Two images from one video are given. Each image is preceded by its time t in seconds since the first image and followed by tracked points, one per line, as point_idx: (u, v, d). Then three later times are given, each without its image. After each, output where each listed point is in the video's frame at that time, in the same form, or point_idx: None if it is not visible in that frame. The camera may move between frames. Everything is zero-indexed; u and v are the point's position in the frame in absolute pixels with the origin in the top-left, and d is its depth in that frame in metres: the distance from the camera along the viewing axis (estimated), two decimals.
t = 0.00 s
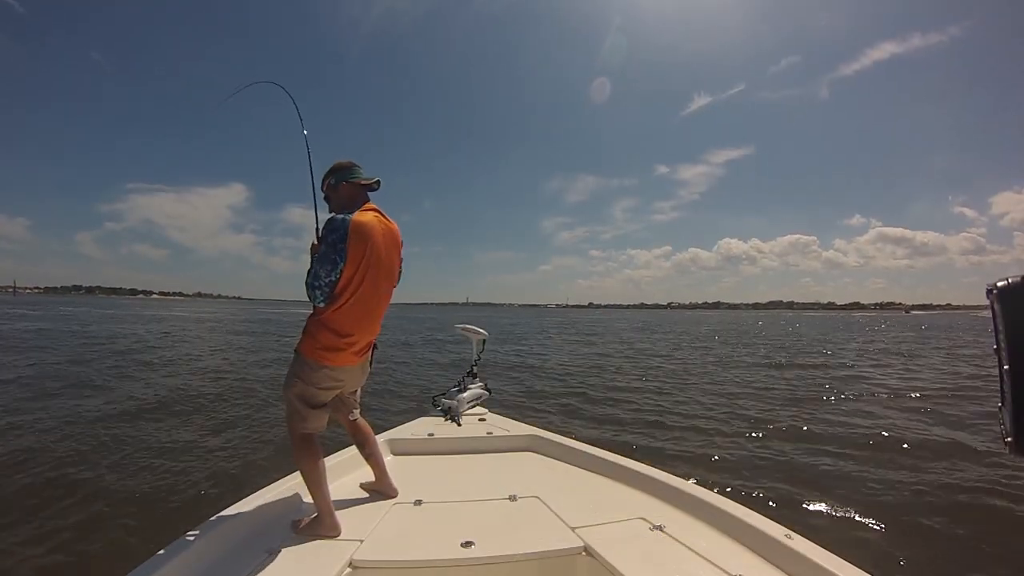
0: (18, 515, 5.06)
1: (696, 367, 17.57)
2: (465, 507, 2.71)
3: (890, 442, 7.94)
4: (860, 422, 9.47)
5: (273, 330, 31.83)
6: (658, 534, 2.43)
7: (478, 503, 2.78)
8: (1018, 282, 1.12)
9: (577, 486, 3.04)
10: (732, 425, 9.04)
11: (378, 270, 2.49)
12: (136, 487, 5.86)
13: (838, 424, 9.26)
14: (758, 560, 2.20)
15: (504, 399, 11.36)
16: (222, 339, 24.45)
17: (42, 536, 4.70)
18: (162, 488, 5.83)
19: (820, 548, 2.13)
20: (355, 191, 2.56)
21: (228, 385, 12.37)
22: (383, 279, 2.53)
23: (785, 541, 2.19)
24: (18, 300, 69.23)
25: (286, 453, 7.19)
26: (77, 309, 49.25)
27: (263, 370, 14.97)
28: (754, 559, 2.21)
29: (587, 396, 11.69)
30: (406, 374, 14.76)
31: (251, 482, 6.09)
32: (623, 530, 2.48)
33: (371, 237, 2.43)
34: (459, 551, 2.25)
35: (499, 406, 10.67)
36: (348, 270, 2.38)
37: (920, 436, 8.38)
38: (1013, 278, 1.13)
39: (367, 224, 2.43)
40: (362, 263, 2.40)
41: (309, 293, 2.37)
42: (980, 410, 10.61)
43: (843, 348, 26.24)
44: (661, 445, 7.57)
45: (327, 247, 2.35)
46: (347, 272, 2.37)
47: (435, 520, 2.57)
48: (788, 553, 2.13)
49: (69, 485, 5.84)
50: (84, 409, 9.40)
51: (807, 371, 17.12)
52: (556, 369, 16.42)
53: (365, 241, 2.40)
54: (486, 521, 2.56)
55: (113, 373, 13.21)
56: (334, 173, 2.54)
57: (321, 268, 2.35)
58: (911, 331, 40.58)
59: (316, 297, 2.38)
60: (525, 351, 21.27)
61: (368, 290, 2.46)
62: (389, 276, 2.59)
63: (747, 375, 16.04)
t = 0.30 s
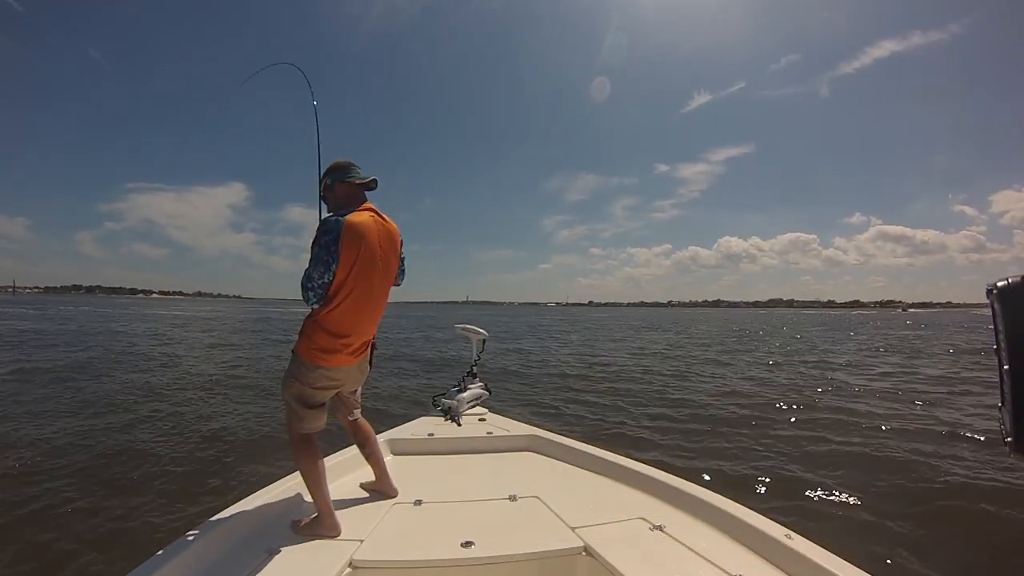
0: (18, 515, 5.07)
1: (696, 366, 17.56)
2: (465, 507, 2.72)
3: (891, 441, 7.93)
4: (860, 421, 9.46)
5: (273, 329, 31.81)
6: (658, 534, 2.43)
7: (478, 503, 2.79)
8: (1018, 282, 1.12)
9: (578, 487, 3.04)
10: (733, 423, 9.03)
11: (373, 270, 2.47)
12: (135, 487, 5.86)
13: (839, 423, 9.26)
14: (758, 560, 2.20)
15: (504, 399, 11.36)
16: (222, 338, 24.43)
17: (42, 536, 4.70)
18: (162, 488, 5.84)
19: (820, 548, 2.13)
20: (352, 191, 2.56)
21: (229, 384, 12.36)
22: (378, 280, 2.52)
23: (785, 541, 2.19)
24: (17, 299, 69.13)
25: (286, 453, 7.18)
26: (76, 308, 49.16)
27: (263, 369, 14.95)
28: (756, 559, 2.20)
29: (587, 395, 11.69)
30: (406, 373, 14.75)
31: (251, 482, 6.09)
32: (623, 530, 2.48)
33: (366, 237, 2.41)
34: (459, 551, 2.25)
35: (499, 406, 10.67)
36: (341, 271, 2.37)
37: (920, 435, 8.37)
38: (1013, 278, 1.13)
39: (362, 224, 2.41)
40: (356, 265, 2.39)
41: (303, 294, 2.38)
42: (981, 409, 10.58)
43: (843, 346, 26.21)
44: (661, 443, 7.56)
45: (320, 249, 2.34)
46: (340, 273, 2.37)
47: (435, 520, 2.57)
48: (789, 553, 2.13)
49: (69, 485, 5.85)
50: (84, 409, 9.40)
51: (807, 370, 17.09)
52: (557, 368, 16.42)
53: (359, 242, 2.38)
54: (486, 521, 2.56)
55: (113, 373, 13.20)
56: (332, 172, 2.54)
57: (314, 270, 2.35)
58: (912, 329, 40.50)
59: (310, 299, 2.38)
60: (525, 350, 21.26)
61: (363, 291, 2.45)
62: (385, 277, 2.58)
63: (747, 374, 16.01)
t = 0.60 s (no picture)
0: (19, 515, 5.08)
1: (697, 367, 17.55)
2: (465, 507, 2.72)
3: (890, 442, 7.93)
4: (861, 422, 9.45)
5: (274, 330, 31.80)
6: (658, 534, 2.44)
7: (478, 503, 2.79)
8: (1017, 282, 1.12)
9: (577, 487, 3.04)
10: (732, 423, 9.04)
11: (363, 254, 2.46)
12: (137, 487, 5.89)
13: (840, 424, 9.24)
14: (759, 560, 2.20)
15: (504, 399, 11.35)
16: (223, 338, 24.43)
17: (45, 535, 4.73)
18: (163, 488, 5.85)
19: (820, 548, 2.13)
20: (341, 182, 2.57)
21: (229, 384, 12.36)
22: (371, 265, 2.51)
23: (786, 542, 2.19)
24: (17, 299, 69.19)
25: (287, 453, 7.19)
26: (76, 309, 49.21)
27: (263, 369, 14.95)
28: (755, 560, 2.20)
29: (588, 395, 11.70)
30: (406, 374, 14.75)
31: (252, 482, 6.10)
32: (622, 529, 2.49)
33: (349, 221, 2.41)
34: (459, 551, 2.25)
35: (499, 406, 10.68)
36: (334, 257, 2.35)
37: (921, 436, 8.37)
38: (1013, 278, 1.13)
39: (344, 208, 2.42)
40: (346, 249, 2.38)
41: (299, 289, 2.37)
42: (981, 410, 10.58)
43: (844, 348, 26.18)
44: (661, 443, 7.57)
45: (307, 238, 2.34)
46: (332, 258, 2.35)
47: (436, 520, 2.57)
48: (790, 554, 2.12)
49: (70, 485, 5.86)
50: (86, 409, 9.43)
51: (808, 371, 17.08)
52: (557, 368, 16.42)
53: (346, 224, 2.38)
54: (486, 521, 2.56)
55: (114, 373, 13.20)
56: (322, 164, 2.54)
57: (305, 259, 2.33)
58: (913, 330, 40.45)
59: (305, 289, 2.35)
60: (526, 351, 21.26)
61: (358, 277, 2.43)
62: (378, 261, 2.57)
63: (748, 375, 16.00)
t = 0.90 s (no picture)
0: (18, 513, 5.08)
1: (698, 370, 17.53)
2: (465, 507, 2.72)
3: (889, 444, 7.92)
4: (860, 425, 9.44)
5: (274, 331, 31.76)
6: (658, 534, 2.44)
7: (479, 503, 2.79)
8: (1017, 282, 1.13)
9: (578, 487, 3.04)
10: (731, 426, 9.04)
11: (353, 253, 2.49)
12: (136, 486, 5.88)
13: (840, 427, 9.22)
14: (758, 560, 2.20)
15: (504, 401, 11.34)
16: (222, 339, 24.41)
17: (45, 534, 4.73)
18: (162, 487, 5.85)
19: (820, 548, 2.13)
20: (325, 195, 2.61)
21: (229, 385, 12.35)
22: (363, 255, 2.53)
23: (786, 542, 2.19)
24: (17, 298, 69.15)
25: (286, 454, 7.18)
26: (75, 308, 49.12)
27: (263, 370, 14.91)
28: (755, 561, 2.21)
29: (587, 398, 11.70)
30: (406, 376, 14.74)
31: (251, 482, 6.10)
32: (622, 529, 2.49)
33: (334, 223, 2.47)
34: (459, 551, 2.25)
35: (499, 408, 10.68)
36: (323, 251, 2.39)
37: (920, 439, 8.36)
38: (1012, 278, 1.14)
39: (327, 213, 2.49)
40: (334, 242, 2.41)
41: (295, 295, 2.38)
42: (981, 416, 10.56)
43: (844, 352, 26.16)
44: (660, 446, 7.57)
45: (297, 242, 2.38)
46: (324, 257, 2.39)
47: (435, 520, 2.57)
48: (790, 554, 2.12)
49: (69, 484, 5.85)
50: (85, 408, 9.42)
51: (808, 375, 17.06)
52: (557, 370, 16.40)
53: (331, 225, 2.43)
54: (486, 521, 2.56)
55: (113, 373, 13.18)
56: (306, 178, 2.60)
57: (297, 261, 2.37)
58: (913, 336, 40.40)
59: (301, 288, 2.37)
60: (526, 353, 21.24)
61: (351, 269, 2.45)
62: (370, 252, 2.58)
63: (748, 378, 15.98)
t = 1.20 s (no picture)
0: (16, 509, 5.08)
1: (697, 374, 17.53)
2: (465, 507, 2.72)
3: (887, 449, 7.93)
4: (859, 430, 9.44)
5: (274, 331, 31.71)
6: (658, 534, 2.44)
7: (478, 503, 2.79)
8: (1017, 282, 1.15)
9: (578, 487, 3.04)
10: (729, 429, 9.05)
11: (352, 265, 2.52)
12: (135, 483, 5.89)
13: (838, 431, 9.23)
14: (757, 560, 2.21)
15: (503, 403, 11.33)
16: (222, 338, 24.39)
17: (43, 530, 4.73)
18: (160, 485, 5.84)
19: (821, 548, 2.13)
20: (322, 214, 2.66)
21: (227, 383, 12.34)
22: (362, 267, 2.57)
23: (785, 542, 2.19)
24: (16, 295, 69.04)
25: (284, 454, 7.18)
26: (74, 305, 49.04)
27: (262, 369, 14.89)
28: (755, 560, 2.21)
29: (585, 401, 11.70)
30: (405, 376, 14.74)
31: (250, 481, 6.10)
32: (622, 529, 2.50)
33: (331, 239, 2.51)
34: (459, 551, 2.26)
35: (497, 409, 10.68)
36: (322, 263, 2.42)
37: (918, 444, 8.36)
38: (1013, 279, 1.15)
39: (323, 229, 2.53)
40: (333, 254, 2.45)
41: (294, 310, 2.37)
42: (979, 423, 10.56)
43: (844, 358, 26.13)
44: (658, 448, 7.58)
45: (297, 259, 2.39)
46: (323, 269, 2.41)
47: (436, 520, 2.58)
48: (791, 554, 2.13)
49: (68, 481, 5.86)
50: (84, 405, 9.42)
51: (808, 380, 17.04)
52: (556, 373, 16.38)
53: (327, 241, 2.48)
54: (486, 521, 2.57)
55: (112, 370, 13.17)
56: (304, 200, 2.65)
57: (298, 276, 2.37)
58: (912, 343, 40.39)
59: (301, 298, 2.34)
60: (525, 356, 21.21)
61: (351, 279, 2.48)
62: (369, 265, 2.62)
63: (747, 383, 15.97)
